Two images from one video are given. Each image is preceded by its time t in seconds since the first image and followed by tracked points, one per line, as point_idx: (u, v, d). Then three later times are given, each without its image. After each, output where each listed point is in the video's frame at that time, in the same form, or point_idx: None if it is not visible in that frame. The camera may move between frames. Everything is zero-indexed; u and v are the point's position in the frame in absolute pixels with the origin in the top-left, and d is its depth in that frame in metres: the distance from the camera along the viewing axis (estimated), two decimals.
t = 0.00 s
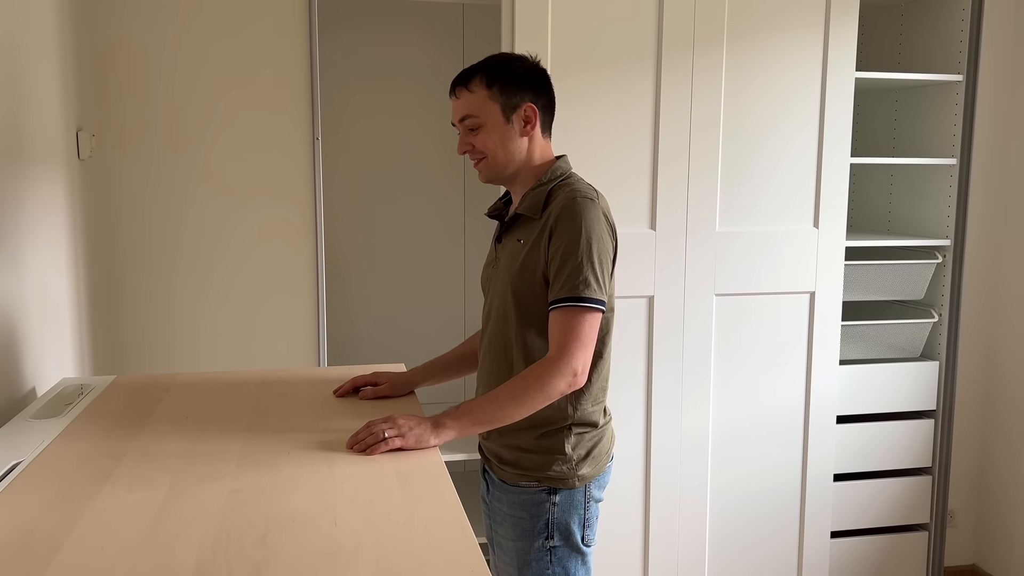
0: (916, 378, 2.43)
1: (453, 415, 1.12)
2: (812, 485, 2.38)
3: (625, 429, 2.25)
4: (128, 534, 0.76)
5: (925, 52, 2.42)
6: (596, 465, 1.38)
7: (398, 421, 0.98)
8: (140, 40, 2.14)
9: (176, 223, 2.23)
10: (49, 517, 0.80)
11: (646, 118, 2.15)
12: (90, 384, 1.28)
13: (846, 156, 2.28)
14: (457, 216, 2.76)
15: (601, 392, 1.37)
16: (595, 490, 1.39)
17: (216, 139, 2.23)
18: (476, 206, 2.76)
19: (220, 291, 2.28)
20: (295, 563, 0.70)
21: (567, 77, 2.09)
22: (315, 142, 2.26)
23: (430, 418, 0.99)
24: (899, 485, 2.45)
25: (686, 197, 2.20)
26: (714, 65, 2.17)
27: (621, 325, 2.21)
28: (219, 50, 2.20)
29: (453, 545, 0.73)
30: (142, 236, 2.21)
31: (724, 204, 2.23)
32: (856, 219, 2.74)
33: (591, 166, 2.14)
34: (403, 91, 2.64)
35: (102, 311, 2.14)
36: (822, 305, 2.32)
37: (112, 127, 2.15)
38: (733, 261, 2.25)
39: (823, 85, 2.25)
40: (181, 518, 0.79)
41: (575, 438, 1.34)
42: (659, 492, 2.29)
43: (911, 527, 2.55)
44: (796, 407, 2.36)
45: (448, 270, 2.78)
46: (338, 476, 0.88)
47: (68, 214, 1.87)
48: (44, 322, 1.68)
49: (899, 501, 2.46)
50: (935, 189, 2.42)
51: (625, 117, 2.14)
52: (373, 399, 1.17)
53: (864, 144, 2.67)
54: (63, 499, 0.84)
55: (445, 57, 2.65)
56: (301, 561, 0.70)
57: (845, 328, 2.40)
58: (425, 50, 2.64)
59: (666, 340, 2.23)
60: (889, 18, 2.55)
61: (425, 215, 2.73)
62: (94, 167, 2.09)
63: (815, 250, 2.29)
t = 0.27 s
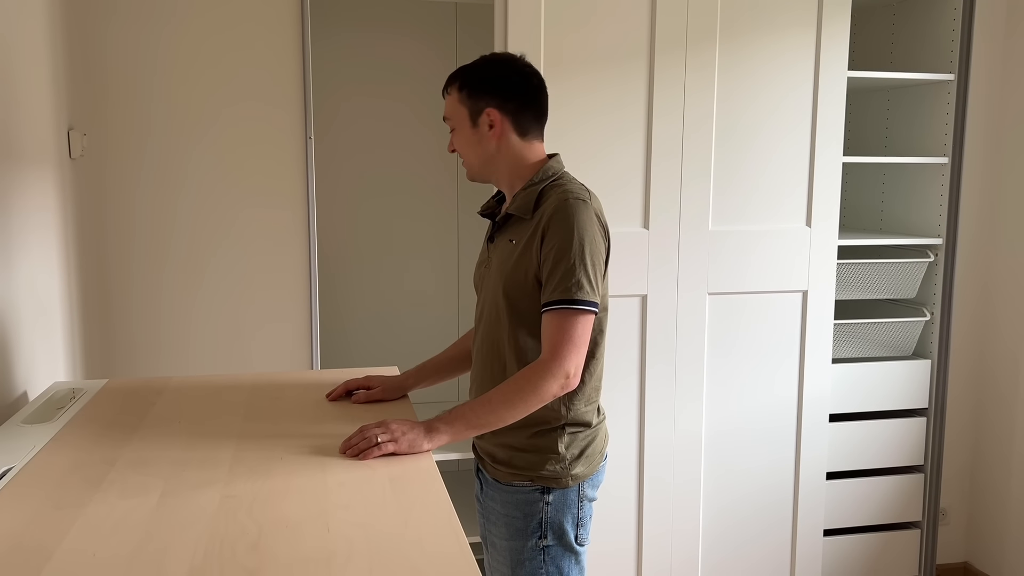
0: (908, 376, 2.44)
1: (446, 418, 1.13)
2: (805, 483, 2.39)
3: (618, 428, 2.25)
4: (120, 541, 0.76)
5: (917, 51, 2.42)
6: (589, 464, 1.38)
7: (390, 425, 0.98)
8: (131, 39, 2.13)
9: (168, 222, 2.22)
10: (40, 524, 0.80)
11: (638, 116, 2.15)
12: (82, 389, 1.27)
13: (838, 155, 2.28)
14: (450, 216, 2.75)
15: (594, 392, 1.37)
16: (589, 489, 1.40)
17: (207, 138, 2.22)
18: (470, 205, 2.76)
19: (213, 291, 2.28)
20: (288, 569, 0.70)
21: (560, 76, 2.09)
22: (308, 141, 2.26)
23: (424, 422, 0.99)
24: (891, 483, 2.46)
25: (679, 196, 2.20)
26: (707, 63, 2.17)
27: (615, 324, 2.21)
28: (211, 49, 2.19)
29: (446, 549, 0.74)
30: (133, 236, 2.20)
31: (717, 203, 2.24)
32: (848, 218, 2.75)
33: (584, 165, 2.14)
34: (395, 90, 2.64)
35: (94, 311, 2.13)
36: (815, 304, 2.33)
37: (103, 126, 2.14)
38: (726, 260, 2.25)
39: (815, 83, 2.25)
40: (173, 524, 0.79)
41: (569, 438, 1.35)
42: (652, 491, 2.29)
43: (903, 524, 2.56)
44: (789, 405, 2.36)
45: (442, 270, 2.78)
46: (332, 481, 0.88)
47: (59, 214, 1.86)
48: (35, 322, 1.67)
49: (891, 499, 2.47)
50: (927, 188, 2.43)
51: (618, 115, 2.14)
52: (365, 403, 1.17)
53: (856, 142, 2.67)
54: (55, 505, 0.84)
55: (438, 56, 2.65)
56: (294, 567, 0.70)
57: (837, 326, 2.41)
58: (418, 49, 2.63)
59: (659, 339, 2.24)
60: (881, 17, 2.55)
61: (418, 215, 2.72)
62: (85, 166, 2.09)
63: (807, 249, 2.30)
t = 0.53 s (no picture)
0: (898, 376, 2.46)
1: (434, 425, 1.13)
2: (795, 482, 2.40)
3: (609, 428, 2.25)
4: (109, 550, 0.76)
5: (905, 51, 2.44)
6: (579, 465, 1.38)
7: (379, 431, 0.99)
8: (119, 39, 2.12)
9: (157, 223, 2.21)
10: (28, 533, 0.79)
11: (628, 116, 2.16)
12: (70, 395, 1.26)
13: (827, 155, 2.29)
14: (441, 217, 2.75)
15: (584, 392, 1.37)
16: (579, 490, 1.40)
17: (197, 139, 2.21)
18: (461, 206, 2.76)
19: (203, 293, 2.27)
20: None
21: (550, 76, 2.09)
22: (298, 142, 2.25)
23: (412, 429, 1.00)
24: (880, 482, 2.48)
25: (669, 196, 2.20)
26: (697, 63, 2.17)
27: (605, 324, 2.21)
28: (198, 50, 2.18)
29: (435, 557, 0.74)
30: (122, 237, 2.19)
31: (707, 203, 2.24)
32: (838, 218, 2.76)
33: (574, 165, 2.14)
34: (386, 91, 2.63)
35: (83, 314, 2.12)
36: (804, 304, 2.34)
37: (92, 127, 2.13)
38: (716, 260, 2.26)
39: (804, 83, 2.26)
40: (162, 533, 0.79)
41: (558, 438, 1.35)
42: (643, 491, 2.30)
43: (893, 522, 2.58)
44: (779, 405, 2.38)
45: (433, 271, 2.77)
46: (322, 489, 0.88)
47: (47, 215, 1.86)
48: (23, 325, 1.66)
49: (881, 498, 2.49)
50: (915, 188, 2.44)
51: (609, 116, 2.14)
52: (354, 408, 1.17)
53: (846, 142, 2.69)
54: (42, 514, 0.83)
55: (428, 56, 2.64)
56: None
57: (827, 326, 2.42)
58: (408, 50, 2.63)
59: (649, 338, 2.24)
60: (870, 17, 2.57)
61: (409, 216, 2.72)
62: (73, 167, 2.08)
63: (796, 249, 2.31)
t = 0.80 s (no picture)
0: (881, 376, 2.48)
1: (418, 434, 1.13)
2: (780, 483, 2.42)
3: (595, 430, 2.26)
4: (90, 560, 0.75)
5: (887, 53, 2.46)
6: (560, 476, 1.36)
7: (364, 440, 1.00)
8: (101, 40, 2.10)
9: (139, 225, 2.19)
10: (8, 544, 0.79)
11: (613, 118, 2.16)
12: (53, 404, 1.24)
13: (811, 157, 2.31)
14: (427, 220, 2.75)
15: (569, 401, 1.36)
16: (560, 504, 1.38)
17: (180, 141, 2.19)
18: (446, 209, 2.75)
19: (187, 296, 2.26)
20: None
21: (536, 77, 2.09)
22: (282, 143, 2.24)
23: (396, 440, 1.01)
24: (863, 481, 2.50)
25: (654, 198, 2.21)
26: (682, 65, 2.18)
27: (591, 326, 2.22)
28: (182, 51, 2.16)
29: (419, 567, 0.74)
30: (104, 240, 2.17)
31: (692, 205, 2.25)
32: (821, 219, 2.78)
33: (559, 167, 2.14)
34: (371, 94, 2.62)
35: (64, 317, 2.10)
36: (788, 305, 2.35)
37: (73, 129, 2.11)
38: (701, 262, 2.27)
39: (788, 85, 2.27)
40: (144, 543, 0.78)
41: (539, 447, 1.34)
42: (629, 492, 2.30)
43: (876, 522, 2.60)
44: (764, 406, 2.39)
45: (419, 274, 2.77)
46: (305, 498, 0.88)
47: (29, 217, 1.84)
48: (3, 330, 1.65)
49: (864, 497, 2.51)
50: (898, 189, 2.46)
51: (594, 117, 2.15)
52: (339, 416, 1.18)
53: (829, 144, 2.71)
54: (23, 525, 0.83)
55: (414, 57, 2.64)
56: None
57: (811, 326, 2.44)
58: (394, 52, 2.62)
59: (635, 339, 2.25)
60: (853, 20, 2.59)
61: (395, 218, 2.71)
62: (54, 168, 2.05)
63: (780, 250, 2.32)
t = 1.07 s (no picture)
0: (859, 377, 2.50)
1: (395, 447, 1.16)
2: (761, 484, 2.44)
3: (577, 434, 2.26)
4: None
5: (864, 57, 2.48)
6: (538, 500, 1.29)
7: (341, 451, 1.11)
8: (74, 48, 2.08)
9: (116, 233, 2.17)
10: None
11: (593, 122, 2.17)
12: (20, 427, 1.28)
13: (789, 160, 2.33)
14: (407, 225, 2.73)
15: (551, 422, 1.27)
16: (540, 527, 1.31)
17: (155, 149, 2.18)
18: (426, 214, 2.74)
19: (164, 305, 2.24)
20: None
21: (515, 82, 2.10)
22: (259, 148, 2.22)
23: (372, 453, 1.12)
24: (843, 482, 2.52)
25: (633, 201, 2.22)
26: (661, 68, 2.19)
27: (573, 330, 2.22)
28: (157, 57, 2.15)
29: None
30: (80, 249, 2.15)
31: (672, 209, 2.26)
32: (801, 222, 2.80)
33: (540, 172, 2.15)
34: (349, 100, 2.61)
35: (40, 328, 2.08)
36: (768, 307, 2.37)
37: (47, 137, 2.09)
38: (681, 265, 2.28)
39: (766, 88, 2.29)
40: None
41: (515, 465, 1.28)
42: (612, 496, 2.31)
43: (856, 522, 2.62)
44: (744, 408, 2.41)
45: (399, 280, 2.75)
46: (282, 555, 0.85)
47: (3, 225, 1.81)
48: None
49: (844, 497, 2.53)
50: (877, 191, 2.49)
51: (574, 121, 2.15)
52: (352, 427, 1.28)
53: (808, 147, 2.73)
54: None
55: (393, 62, 2.63)
56: None
57: (790, 329, 2.46)
58: (372, 57, 2.61)
59: (617, 342, 2.26)
60: (830, 24, 2.61)
61: (374, 224, 2.70)
62: (29, 175, 2.03)
63: (759, 252, 2.34)
